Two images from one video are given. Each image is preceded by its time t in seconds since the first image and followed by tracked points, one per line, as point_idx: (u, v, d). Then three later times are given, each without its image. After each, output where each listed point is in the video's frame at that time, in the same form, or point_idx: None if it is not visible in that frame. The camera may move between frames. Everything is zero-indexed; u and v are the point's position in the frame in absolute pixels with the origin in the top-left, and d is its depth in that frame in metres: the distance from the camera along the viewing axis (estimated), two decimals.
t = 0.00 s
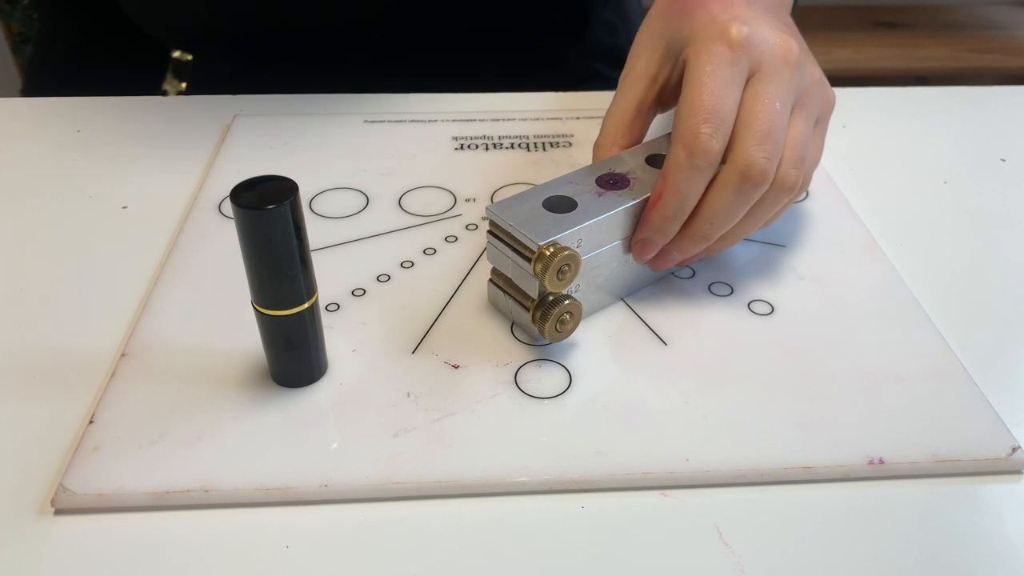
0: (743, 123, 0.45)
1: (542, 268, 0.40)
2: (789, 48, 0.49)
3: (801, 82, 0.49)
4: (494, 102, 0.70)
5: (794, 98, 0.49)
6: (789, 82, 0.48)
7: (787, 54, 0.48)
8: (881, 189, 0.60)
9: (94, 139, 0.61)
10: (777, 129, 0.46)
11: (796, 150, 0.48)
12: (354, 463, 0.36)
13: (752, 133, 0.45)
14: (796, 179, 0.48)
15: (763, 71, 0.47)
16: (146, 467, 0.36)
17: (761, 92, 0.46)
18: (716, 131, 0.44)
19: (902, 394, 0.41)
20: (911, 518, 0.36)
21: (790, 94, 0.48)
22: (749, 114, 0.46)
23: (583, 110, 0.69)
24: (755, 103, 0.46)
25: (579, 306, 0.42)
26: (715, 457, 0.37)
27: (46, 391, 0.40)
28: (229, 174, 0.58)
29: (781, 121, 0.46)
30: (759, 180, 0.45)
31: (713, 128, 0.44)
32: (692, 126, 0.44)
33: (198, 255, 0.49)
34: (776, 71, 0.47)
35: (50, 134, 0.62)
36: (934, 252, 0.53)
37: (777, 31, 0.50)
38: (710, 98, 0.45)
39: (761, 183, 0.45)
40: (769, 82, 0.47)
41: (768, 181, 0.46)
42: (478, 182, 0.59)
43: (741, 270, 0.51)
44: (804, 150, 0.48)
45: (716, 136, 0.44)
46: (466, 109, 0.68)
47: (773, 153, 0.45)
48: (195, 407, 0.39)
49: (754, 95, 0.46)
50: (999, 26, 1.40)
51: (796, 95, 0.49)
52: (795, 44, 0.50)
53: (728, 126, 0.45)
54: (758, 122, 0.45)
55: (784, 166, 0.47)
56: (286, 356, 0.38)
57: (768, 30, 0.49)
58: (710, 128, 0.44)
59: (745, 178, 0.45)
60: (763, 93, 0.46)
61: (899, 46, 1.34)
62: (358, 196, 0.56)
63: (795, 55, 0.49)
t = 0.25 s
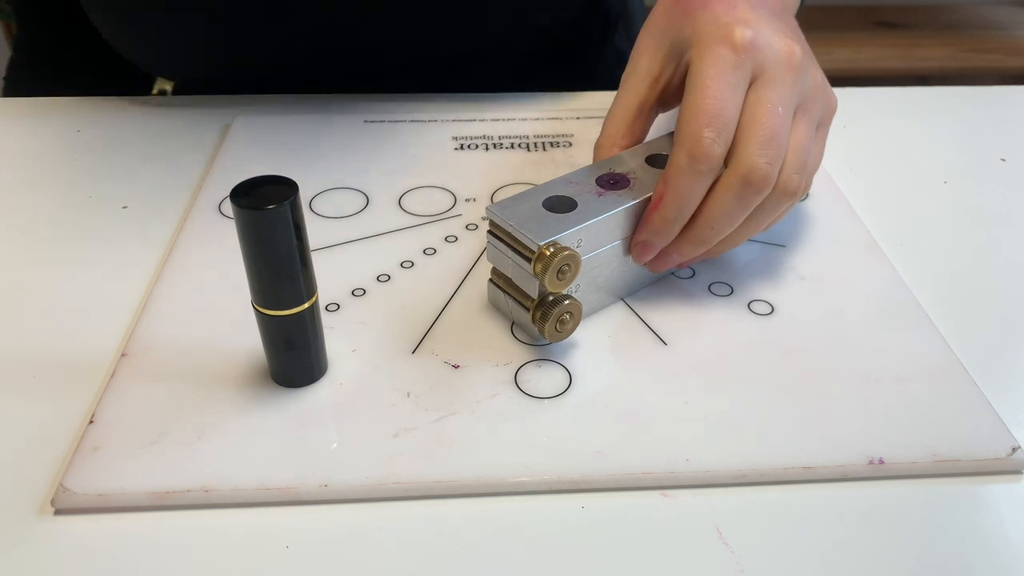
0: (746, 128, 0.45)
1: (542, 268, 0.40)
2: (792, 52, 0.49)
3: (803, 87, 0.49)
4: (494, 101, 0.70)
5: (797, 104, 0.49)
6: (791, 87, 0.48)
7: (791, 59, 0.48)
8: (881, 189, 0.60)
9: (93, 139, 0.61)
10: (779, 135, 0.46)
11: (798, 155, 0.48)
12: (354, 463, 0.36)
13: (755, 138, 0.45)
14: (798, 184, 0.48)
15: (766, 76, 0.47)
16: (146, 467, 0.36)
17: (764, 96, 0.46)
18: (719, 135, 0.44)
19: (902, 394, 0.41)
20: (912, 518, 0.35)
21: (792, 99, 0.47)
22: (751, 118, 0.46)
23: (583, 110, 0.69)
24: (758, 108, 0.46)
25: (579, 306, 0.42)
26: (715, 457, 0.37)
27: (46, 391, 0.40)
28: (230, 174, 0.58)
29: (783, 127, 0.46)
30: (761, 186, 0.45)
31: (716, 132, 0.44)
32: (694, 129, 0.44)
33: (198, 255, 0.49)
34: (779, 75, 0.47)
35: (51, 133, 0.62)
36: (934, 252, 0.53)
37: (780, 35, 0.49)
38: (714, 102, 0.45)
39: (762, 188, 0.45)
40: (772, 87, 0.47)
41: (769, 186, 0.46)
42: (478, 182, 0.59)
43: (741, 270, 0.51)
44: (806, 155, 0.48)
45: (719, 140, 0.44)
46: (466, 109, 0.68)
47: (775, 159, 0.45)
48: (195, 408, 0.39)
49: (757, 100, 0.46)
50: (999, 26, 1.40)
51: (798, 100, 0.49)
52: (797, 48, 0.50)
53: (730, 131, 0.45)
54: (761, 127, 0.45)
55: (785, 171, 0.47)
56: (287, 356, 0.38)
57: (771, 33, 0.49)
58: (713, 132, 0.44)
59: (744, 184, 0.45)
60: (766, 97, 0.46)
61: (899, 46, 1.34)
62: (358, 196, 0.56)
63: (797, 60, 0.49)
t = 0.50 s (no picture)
0: (746, 129, 0.45)
1: (542, 268, 0.40)
2: (792, 54, 0.49)
3: (804, 89, 0.49)
4: (494, 101, 0.70)
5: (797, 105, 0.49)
6: (792, 89, 0.48)
7: (791, 61, 0.48)
8: (881, 189, 0.60)
9: (93, 139, 0.61)
10: (779, 136, 0.46)
11: (798, 156, 0.48)
12: (354, 463, 0.36)
13: (755, 138, 0.45)
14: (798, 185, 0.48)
15: (766, 77, 0.47)
16: (146, 467, 0.36)
17: (765, 98, 0.46)
18: (720, 136, 0.45)
19: (902, 394, 0.41)
20: (912, 518, 0.35)
21: (792, 101, 0.48)
22: (752, 120, 0.46)
23: (583, 110, 0.69)
24: (758, 109, 0.46)
25: (579, 306, 0.42)
26: (715, 457, 0.37)
27: (46, 391, 0.40)
28: (229, 174, 0.58)
29: (783, 128, 0.46)
30: (761, 187, 0.45)
31: (716, 133, 0.44)
32: (695, 130, 0.44)
33: (198, 255, 0.49)
34: (780, 77, 0.47)
35: (50, 133, 0.62)
36: (934, 252, 0.53)
37: (781, 37, 0.50)
38: (714, 104, 0.45)
39: (763, 189, 0.46)
40: (772, 88, 0.47)
41: (770, 187, 0.46)
42: (478, 182, 0.59)
43: (741, 270, 0.51)
44: (807, 156, 0.48)
45: (719, 142, 0.44)
46: (466, 109, 0.68)
47: (775, 160, 0.45)
48: (195, 408, 0.39)
49: (758, 101, 0.46)
50: (999, 27, 1.40)
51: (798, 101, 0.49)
52: (798, 50, 0.50)
53: (730, 133, 0.45)
54: (761, 128, 0.45)
55: (786, 173, 0.47)
56: (287, 355, 0.38)
57: (772, 36, 0.49)
58: (713, 134, 0.44)
59: (744, 185, 0.45)
60: (766, 99, 0.46)
61: (898, 46, 1.34)
62: (358, 196, 0.56)
63: (798, 62, 0.49)
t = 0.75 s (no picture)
0: (731, 137, 0.45)
1: (542, 268, 0.40)
2: (772, 50, 0.48)
3: (792, 83, 0.48)
4: (494, 101, 0.70)
5: (786, 102, 0.48)
6: (775, 88, 0.47)
7: (772, 58, 0.47)
8: (881, 189, 0.60)
9: (93, 139, 0.61)
10: (765, 140, 0.46)
11: (792, 153, 0.47)
12: (354, 463, 0.36)
13: (740, 147, 0.45)
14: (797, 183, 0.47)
15: (748, 80, 0.47)
16: (146, 467, 0.36)
17: (747, 104, 0.46)
18: (705, 150, 0.45)
19: (902, 394, 0.41)
20: (911, 518, 0.35)
21: (777, 101, 0.47)
22: (736, 128, 0.46)
23: (583, 110, 0.69)
24: (741, 117, 0.46)
25: (579, 306, 0.42)
26: (715, 457, 0.37)
27: (46, 391, 0.40)
28: (230, 174, 0.58)
29: (769, 132, 0.46)
30: (753, 192, 0.45)
31: (701, 148, 0.45)
32: (682, 147, 0.45)
33: (197, 255, 0.49)
34: (761, 78, 0.47)
35: (50, 133, 0.62)
36: (933, 252, 0.53)
37: (763, 34, 0.49)
38: (696, 117, 0.45)
39: (756, 193, 0.46)
40: (754, 92, 0.46)
41: (763, 191, 0.46)
42: (478, 181, 0.59)
43: (740, 270, 0.51)
44: (804, 151, 0.48)
45: (705, 155, 0.45)
46: (466, 109, 0.68)
47: (763, 165, 0.45)
48: (195, 408, 0.39)
49: (741, 108, 0.46)
50: (999, 26, 1.40)
51: (787, 97, 0.48)
52: (782, 43, 0.49)
53: (715, 143, 0.45)
54: (745, 135, 0.45)
55: (782, 172, 0.47)
56: (287, 356, 0.38)
57: (751, 33, 0.48)
58: (697, 147, 0.45)
59: (737, 192, 0.45)
60: (749, 104, 0.46)
61: (899, 45, 1.34)
62: (358, 196, 0.56)
63: (780, 56, 0.48)
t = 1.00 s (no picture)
0: (710, 144, 0.45)
1: (542, 268, 0.40)
2: (752, 53, 0.47)
3: (774, 87, 0.48)
4: (494, 101, 0.70)
5: (767, 106, 0.47)
6: (755, 93, 0.46)
7: (752, 62, 0.46)
8: (881, 189, 0.60)
9: (94, 138, 0.62)
10: (745, 147, 0.45)
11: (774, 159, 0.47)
12: (355, 463, 0.36)
13: (720, 154, 0.44)
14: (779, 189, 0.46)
15: (726, 85, 0.46)
16: (146, 466, 0.36)
17: (727, 109, 0.45)
18: (684, 157, 0.44)
19: (902, 394, 0.41)
20: (911, 519, 0.35)
21: (758, 106, 0.46)
22: (714, 134, 0.45)
23: (583, 110, 0.69)
24: (720, 123, 0.45)
25: (579, 306, 0.42)
26: (715, 457, 0.37)
27: (47, 391, 0.40)
28: (230, 174, 0.58)
29: (750, 139, 0.45)
30: (731, 201, 0.45)
31: (679, 154, 0.44)
32: (659, 154, 0.44)
33: (198, 255, 0.49)
34: (741, 83, 0.46)
35: (50, 133, 0.62)
36: (933, 252, 0.53)
37: (738, 38, 0.48)
38: (674, 123, 0.44)
39: (734, 202, 0.45)
40: (733, 98, 0.46)
41: (742, 198, 0.45)
42: (478, 182, 0.59)
43: (741, 270, 0.51)
44: (786, 157, 0.47)
45: (683, 162, 0.44)
46: (466, 109, 0.68)
47: (743, 173, 0.45)
48: (195, 408, 0.39)
49: (720, 114, 0.45)
50: (1000, 27, 1.40)
51: (768, 101, 0.47)
52: (761, 47, 0.48)
53: (694, 150, 0.44)
54: (726, 142, 0.44)
55: (761, 179, 0.46)
56: (287, 356, 0.38)
57: (728, 38, 0.47)
58: (676, 154, 0.44)
59: (714, 200, 0.45)
60: (728, 111, 0.45)
61: (899, 46, 1.34)
62: (359, 196, 0.56)
63: (761, 60, 0.47)
